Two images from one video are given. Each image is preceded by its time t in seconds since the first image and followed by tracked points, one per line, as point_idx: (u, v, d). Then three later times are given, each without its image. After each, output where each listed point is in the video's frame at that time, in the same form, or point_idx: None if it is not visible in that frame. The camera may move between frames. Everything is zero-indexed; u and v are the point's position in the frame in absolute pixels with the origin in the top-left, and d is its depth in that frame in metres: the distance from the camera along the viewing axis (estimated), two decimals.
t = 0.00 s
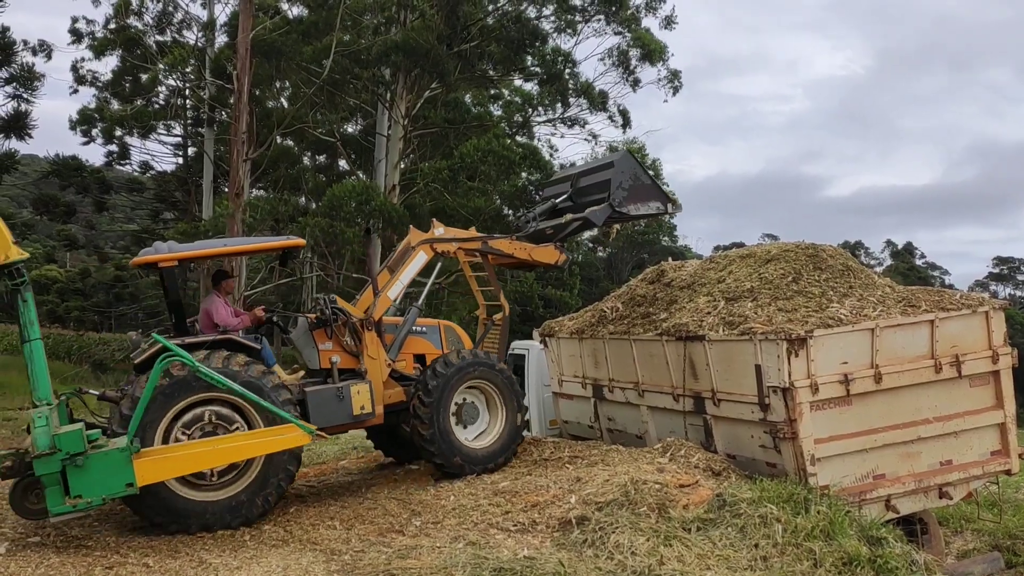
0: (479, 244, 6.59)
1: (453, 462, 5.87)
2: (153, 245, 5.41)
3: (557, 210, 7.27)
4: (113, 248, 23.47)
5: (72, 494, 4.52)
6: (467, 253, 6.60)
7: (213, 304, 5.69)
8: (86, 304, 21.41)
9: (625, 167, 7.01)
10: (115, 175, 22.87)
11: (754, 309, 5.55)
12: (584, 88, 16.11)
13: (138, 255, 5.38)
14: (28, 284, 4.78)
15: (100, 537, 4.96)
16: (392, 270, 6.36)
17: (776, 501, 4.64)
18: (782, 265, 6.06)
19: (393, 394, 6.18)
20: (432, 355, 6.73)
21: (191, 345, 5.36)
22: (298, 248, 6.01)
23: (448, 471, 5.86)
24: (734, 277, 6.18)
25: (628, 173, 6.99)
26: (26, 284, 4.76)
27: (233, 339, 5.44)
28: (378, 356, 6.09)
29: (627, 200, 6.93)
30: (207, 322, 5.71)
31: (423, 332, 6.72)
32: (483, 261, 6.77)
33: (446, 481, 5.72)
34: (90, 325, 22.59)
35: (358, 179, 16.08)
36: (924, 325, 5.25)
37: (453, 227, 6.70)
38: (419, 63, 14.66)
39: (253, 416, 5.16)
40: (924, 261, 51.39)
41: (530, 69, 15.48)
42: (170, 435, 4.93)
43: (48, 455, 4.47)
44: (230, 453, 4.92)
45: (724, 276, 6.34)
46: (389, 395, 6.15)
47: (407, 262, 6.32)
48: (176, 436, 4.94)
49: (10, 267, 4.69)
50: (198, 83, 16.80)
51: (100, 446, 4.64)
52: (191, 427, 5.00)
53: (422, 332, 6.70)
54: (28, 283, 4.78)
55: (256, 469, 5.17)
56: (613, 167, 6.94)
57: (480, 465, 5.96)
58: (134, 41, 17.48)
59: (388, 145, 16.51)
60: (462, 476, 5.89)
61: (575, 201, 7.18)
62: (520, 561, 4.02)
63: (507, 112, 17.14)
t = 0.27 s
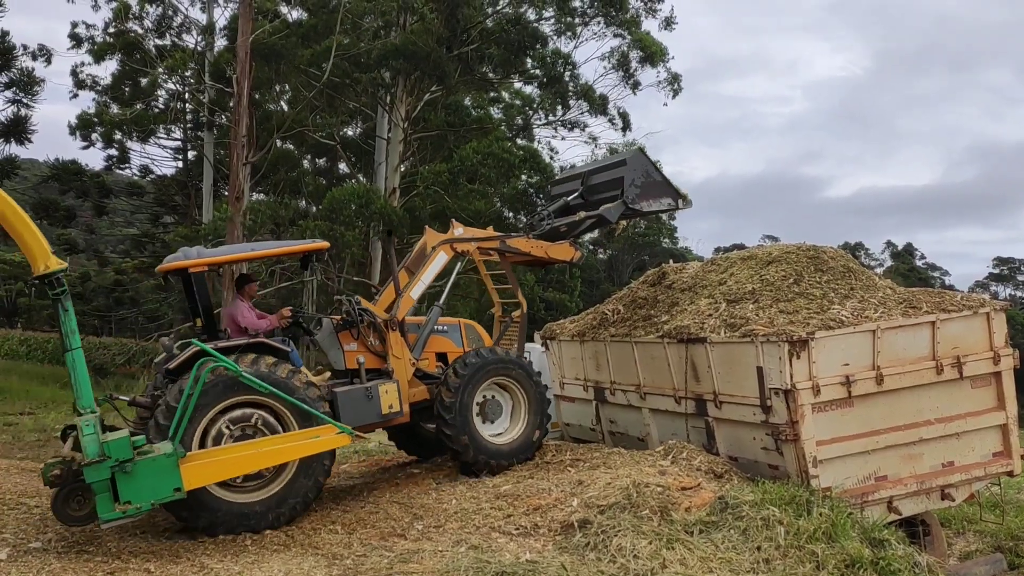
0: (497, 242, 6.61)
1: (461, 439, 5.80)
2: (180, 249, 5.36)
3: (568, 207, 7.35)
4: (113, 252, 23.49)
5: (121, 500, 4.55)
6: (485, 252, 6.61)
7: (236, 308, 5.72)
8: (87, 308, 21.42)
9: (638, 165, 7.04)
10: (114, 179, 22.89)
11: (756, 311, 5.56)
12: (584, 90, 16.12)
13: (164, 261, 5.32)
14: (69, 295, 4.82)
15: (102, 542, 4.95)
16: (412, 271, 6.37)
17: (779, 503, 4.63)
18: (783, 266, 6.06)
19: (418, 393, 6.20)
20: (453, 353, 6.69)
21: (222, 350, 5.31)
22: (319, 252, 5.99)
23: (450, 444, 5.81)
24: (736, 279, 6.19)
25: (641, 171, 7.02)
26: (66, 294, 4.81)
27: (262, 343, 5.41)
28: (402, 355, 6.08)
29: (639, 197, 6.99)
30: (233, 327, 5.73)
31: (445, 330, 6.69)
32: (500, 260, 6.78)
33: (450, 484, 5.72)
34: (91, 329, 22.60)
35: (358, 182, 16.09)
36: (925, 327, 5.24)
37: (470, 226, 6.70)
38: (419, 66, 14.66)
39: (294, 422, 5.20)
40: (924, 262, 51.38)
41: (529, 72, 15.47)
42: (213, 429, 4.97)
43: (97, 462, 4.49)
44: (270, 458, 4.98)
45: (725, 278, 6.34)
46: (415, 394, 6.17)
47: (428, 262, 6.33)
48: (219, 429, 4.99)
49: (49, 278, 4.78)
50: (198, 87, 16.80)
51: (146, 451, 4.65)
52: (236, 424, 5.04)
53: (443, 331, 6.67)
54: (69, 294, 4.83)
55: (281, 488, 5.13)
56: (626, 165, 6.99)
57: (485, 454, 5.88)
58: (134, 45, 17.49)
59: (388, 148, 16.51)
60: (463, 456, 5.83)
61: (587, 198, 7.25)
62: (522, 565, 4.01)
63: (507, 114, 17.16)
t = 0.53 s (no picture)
0: (517, 241, 6.69)
1: (476, 415, 5.86)
2: (210, 252, 5.38)
3: (584, 206, 7.39)
4: (115, 255, 23.50)
5: (168, 496, 4.63)
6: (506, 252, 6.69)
7: (265, 309, 5.72)
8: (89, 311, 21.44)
9: (655, 164, 7.10)
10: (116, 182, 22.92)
11: (760, 312, 5.55)
12: (586, 92, 16.10)
13: (196, 263, 5.33)
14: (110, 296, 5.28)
15: (107, 545, 4.95)
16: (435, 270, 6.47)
17: (785, 505, 4.62)
18: (787, 267, 6.05)
19: (442, 390, 6.30)
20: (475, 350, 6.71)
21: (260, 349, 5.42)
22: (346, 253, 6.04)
23: (462, 418, 5.87)
24: (740, 280, 6.17)
25: (657, 170, 7.07)
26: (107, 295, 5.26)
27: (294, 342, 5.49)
28: (427, 353, 6.18)
29: (655, 195, 7.02)
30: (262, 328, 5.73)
31: (467, 328, 6.71)
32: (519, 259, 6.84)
33: (455, 486, 5.71)
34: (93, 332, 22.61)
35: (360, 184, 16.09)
36: (930, 327, 5.23)
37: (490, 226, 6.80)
38: (421, 69, 14.64)
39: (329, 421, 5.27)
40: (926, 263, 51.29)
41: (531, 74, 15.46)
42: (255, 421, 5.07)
43: (144, 459, 4.56)
44: (305, 456, 5.05)
45: (729, 280, 6.33)
46: (440, 391, 6.28)
47: (451, 262, 6.42)
48: (261, 422, 5.08)
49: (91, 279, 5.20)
50: (200, 90, 16.81)
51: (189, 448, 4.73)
52: (279, 420, 5.14)
53: (465, 329, 6.69)
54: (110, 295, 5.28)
55: (302, 493, 5.15)
56: (644, 163, 7.05)
57: (493, 439, 5.89)
58: (136, 49, 17.51)
59: (390, 150, 16.52)
60: (472, 434, 5.86)
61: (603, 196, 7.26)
62: (528, 568, 3.99)
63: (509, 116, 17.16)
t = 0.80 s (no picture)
0: (532, 240, 6.76)
1: (494, 398, 5.92)
2: (237, 254, 5.54)
3: (597, 207, 7.46)
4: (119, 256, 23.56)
5: (196, 493, 4.66)
6: (522, 251, 6.74)
7: (286, 311, 5.85)
8: (93, 313, 21.51)
9: (672, 167, 7.11)
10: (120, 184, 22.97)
11: (765, 314, 5.57)
12: (589, 93, 16.10)
13: (221, 264, 5.48)
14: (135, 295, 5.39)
15: (115, 546, 4.98)
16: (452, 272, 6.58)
17: (790, 506, 4.63)
18: (792, 269, 6.06)
19: (461, 389, 6.31)
20: (492, 349, 6.79)
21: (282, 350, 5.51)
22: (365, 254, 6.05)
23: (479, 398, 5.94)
24: (745, 282, 6.18)
25: (674, 173, 7.08)
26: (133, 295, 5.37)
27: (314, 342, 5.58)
28: (446, 352, 6.21)
29: (668, 197, 7.00)
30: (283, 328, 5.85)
31: (483, 328, 6.77)
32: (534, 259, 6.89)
33: (461, 487, 5.73)
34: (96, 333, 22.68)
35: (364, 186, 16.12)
36: (935, 329, 5.24)
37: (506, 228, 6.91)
38: (424, 70, 14.64)
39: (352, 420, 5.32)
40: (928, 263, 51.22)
41: (534, 76, 15.48)
42: (283, 415, 5.13)
43: (173, 456, 4.61)
44: (329, 452, 5.10)
45: (733, 281, 6.34)
46: (459, 390, 6.28)
47: (467, 262, 6.51)
48: (289, 417, 5.14)
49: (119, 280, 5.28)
50: (203, 92, 16.86)
51: (217, 446, 4.77)
52: (308, 417, 5.20)
53: (481, 329, 6.75)
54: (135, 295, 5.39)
55: (314, 494, 5.15)
56: (661, 165, 7.07)
57: (502, 426, 5.91)
58: (140, 51, 17.57)
59: (393, 152, 16.54)
60: (483, 416, 5.92)
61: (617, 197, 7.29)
62: (534, 569, 4.01)
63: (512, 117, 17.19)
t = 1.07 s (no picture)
0: (536, 243, 6.80)
1: (502, 390, 5.99)
2: (244, 258, 5.56)
3: (600, 209, 7.51)
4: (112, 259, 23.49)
5: (205, 497, 4.65)
6: (526, 254, 6.80)
7: (292, 314, 5.83)
8: (85, 316, 21.44)
9: (678, 173, 7.18)
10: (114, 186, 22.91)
11: (760, 318, 5.59)
12: (583, 96, 16.11)
13: (228, 268, 5.51)
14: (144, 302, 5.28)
15: (110, 551, 4.96)
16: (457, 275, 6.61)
17: (786, 510, 4.64)
18: (786, 273, 6.09)
19: (466, 390, 6.34)
20: (497, 352, 6.78)
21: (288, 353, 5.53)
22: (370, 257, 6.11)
23: (487, 390, 6.00)
24: (740, 286, 6.20)
25: (679, 179, 7.14)
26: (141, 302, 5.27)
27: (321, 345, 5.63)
28: (451, 354, 6.25)
29: (670, 201, 7.02)
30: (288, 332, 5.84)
31: (488, 330, 6.78)
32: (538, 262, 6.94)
33: (457, 491, 5.72)
34: (89, 336, 22.60)
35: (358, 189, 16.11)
36: (928, 332, 5.26)
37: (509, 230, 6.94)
38: (419, 73, 14.62)
39: (358, 423, 5.33)
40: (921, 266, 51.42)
41: (528, 79, 15.50)
42: (294, 416, 5.17)
43: (183, 461, 4.60)
44: (337, 455, 5.11)
45: (728, 285, 6.36)
46: (463, 392, 6.32)
47: (472, 265, 6.56)
48: (300, 418, 5.17)
49: (127, 285, 5.20)
50: (197, 94, 16.84)
51: (225, 450, 4.78)
52: (320, 421, 5.24)
53: (486, 331, 6.76)
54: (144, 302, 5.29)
55: (314, 499, 5.14)
56: (667, 169, 7.14)
57: (506, 420, 5.94)
58: (134, 53, 17.53)
59: (388, 155, 16.54)
60: (489, 407, 5.96)
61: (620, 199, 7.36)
62: (530, 573, 4.01)
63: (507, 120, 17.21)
